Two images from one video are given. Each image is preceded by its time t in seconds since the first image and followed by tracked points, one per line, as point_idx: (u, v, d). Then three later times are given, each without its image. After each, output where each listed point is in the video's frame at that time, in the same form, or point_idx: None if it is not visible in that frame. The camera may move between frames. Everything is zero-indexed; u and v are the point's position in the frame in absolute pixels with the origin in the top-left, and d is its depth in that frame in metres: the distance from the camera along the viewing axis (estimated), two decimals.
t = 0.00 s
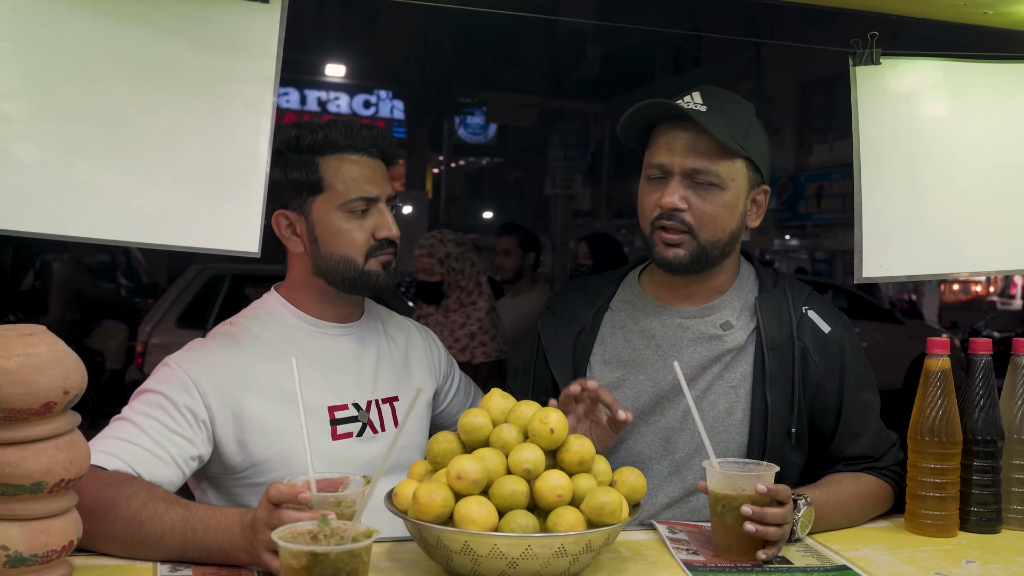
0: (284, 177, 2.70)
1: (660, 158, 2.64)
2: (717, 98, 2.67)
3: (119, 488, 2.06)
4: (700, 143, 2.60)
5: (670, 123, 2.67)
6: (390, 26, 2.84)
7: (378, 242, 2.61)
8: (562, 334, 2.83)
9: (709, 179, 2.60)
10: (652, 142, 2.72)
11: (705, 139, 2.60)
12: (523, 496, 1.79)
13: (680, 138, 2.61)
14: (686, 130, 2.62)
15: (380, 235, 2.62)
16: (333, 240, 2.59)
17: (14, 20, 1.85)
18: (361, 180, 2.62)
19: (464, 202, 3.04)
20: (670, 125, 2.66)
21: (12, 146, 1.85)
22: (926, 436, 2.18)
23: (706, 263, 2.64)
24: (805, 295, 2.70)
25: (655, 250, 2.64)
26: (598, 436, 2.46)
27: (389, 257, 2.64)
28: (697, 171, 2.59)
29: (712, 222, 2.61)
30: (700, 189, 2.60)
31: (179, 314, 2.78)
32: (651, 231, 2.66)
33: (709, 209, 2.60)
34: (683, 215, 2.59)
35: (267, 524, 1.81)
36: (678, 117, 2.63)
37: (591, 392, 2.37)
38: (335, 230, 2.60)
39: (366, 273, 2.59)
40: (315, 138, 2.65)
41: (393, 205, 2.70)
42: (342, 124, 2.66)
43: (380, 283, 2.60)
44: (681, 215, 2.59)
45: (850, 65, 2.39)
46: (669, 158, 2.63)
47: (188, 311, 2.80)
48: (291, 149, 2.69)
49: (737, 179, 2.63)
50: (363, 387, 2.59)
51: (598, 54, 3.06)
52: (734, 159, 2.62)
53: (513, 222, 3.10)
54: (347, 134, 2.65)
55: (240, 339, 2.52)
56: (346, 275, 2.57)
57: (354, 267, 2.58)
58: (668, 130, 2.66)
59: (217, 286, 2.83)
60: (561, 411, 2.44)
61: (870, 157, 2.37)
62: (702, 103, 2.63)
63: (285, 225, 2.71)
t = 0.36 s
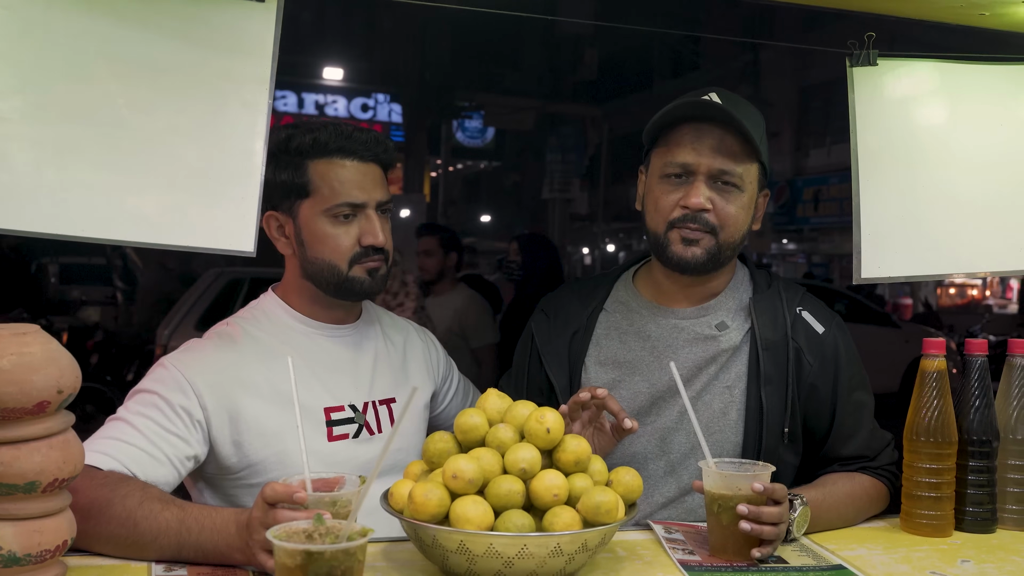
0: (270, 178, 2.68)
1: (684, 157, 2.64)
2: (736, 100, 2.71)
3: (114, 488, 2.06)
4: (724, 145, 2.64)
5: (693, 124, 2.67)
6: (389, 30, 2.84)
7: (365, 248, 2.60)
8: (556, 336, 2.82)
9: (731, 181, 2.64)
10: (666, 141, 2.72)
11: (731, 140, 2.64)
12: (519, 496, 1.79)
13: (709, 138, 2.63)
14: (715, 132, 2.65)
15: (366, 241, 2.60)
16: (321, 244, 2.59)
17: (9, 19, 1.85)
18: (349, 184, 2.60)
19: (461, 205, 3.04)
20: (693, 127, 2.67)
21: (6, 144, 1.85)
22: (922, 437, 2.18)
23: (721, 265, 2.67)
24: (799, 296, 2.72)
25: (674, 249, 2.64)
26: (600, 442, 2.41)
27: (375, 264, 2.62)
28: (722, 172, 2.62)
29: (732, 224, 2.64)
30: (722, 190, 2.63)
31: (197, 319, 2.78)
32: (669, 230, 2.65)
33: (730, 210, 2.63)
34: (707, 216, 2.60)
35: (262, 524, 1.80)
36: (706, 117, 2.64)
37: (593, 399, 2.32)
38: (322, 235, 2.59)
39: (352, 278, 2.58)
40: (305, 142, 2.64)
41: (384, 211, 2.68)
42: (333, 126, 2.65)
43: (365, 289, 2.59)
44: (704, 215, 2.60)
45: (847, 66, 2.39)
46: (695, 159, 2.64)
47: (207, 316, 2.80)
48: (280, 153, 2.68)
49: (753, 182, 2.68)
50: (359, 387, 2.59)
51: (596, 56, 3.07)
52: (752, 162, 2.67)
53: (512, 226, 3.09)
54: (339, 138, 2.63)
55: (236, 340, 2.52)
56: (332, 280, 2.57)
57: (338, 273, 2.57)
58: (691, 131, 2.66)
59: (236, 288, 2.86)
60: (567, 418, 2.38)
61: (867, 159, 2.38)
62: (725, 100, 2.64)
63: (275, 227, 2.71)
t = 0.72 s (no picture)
0: (269, 166, 2.67)
1: (688, 144, 2.61)
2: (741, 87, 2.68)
3: (117, 476, 2.06)
4: (727, 131, 2.61)
5: (695, 112, 2.64)
6: (389, 21, 2.83)
7: (366, 234, 2.58)
8: (557, 320, 2.80)
9: (734, 168, 2.60)
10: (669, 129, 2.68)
11: (735, 125, 2.61)
12: (522, 483, 1.78)
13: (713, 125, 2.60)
14: (719, 119, 2.61)
15: (366, 227, 2.58)
16: (322, 230, 2.57)
17: (9, 6, 1.84)
18: (347, 169, 2.59)
19: (462, 196, 3.03)
20: (697, 114, 2.63)
21: (6, 131, 1.84)
22: (927, 424, 2.17)
23: (722, 252, 2.64)
24: (800, 282, 2.71)
25: (675, 236, 2.61)
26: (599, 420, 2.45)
27: (377, 249, 2.60)
28: (725, 159, 2.59)
29: (734, 211, 2.61)
30: (724, 176, 2.60)
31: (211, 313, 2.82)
32: (672, 218, 2.63)
33: (733, 198, 2.60)
34: (709, 203, 2.57)
35: (265, 511, 1.79)
36: (710, 104, 2.61)
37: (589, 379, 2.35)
38: (323, 221, 2.57)
39: (354, 264, 2.56)
40: (303, 129, 2.62)
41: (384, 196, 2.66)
42: (331, 112, 2.64)
43: (367, 275, 2.57)
44: (707, 202, 2.57)
45: (852, 50, 2.38)
46: (698, 145, 2.60)
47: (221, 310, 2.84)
48: (279, 141, 2.67)
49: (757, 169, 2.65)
50: (361, 374, 2.59)
51: (597, 46, 3.04)
52: (755, 148, 2.64)
53: (513, 216, 3.09)
54: (337, 124, 2.62)
55: (238, 327, 2.53)
56: (333, 267, 2.55)
57: (340, 260, 2.55)
58: (694, 118, 2.63)
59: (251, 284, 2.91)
60: (568, 395, 2.41)
61: (871, 144, 2.36)
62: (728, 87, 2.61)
63: (276, 215, 2.72)
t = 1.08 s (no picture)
0: (267, 162, 2.66)
1: (666, 141, 2.72)
2: (714, 81, 2.79)
3: (116, 474, 2.06)
4: (703, 124, 2.72)
5: (669, 109, 2.76)
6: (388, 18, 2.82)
7: (367, 228, 2.60)
8: (556, 316, 2.89)
9: (715, 159, 2.70)
10: (646, 128, 2.80)
11: (708, 119, 2.73)
12: (524, 478, 1.78)
13: (687, 121, 2.72)
14: (693, 113, 2.73)
15: (368, 220, 2.60)
16: (323, 225, 2.58)
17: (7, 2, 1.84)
18: (346, 163, 2.59)
19: (461, 193, 3.02)
20: (671, 111, 2.76)
21: (4, 127, 1.83)
22: (927, 418, 2.18)
23: (715, 241, 2.73)
24: (798, 280, 2.76)
25: (666, 231, 2.70)
26: (565, 388, 2.36)
27: (378, 243, 2.62)
28: (705, 151, 2.69)
29: (721, 200, 2.70)
30: (707, 168, 2.69)
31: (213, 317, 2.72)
32: (658, 213, 2.72)
33: (718, 188, 2.70)
34: (694, 195, 2.68)
35: (266, 508, 1.78)
36: (683, 99, 2.73)
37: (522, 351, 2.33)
38: (324, 215, 2.58)
39: (355, 259, 2.57)
40: (302, 123, 2.62)
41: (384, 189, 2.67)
42: (330, 107, 2.64)
43: (369, 269, 2.59)
44: (692, 194, 2.67)
45: (852, 45, 2.38)
46: (676, 141, 2.72)
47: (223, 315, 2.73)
48: (277, 138, 2.65)
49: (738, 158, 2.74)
50: (361, 370, 2.58)
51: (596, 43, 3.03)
52: (735, 137, 2.73)
53: (512, 214, 3.07)
54: (336, 119, 2.61)
55: (236, 324, 2.52)
56: (335, 262, 2.56)
57: (342, 254, 2.57)
58: (669, 115, 2.76)
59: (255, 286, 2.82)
60: (527, 361, 2.41)
61: (872, 139, 2.36)
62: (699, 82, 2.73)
63: (274, 211, 2.69)
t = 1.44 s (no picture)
0: (261, 160, 2.65)
1: (645, 143, 2.80)
2: (688, 79, 2.86)
3: (110, 475, 2.05)
4: (678, 122, 2.80)
5: (645, 110, 2.84)
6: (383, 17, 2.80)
7: (361, 227, 2.59)
8: (547, 316, 2.96)
9: (694, 157, 2.78)
10: (625, 131, 2.88)
11: (683, 118, 2.80)
12: (520, 478, 1.77)
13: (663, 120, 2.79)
14: (669, 113, 2.81)
15: (362, 219, 2.59)
16: (316, 224, 2.58)
17: None
18: (340, 162, 2.59)
19: (456, 193, 2.99)
20: (647, 112, 2.83)
21: None
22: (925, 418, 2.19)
23: (699, 238, 2.81)
24: (788, 278, 2.81)
25: (653, 232, 2.78)
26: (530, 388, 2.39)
27: (372, 242, 2.61)
28: (683, 149, 2.78)
29: (702, 198, 2.78)
30: (687, 167, 2.78)
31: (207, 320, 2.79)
32: (644, 216, 2.79)
33: (699, 185, 2.78)
34: (676, 195, 2.75)
35: (261, 509, 1.78)
36: (658, 100, 2.80)
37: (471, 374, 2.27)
38: (316, 213, 2.58)
39: (349, 258, 2.56)
40: (296, 122, 2.61)
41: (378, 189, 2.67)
42: (323, 106, 2.63)
43: (364, 268, 2.58)
44: (674, 194, 2.75)
45: (846, 44, 2.38)
46: (654, 142, 2.79)
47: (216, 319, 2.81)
48: (270, 138, 2.65)
49: (715, 154, 2.81)
50: (354, 369, 2.57)
51: (591, 42, 3.02)
52: (711, 134, 2.81)
53: (507, 212, 3.05)
54: (329, 118, 2.61)
55: (230, 324, 2.51)
56: (328, 261, 2.55)
57: (335, 253, 2.56)
58: (646, 116, 2.83)
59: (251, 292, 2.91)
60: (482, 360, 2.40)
61: (866, 136, 2.37)
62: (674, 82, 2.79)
63: (267, 210, 2.69)
